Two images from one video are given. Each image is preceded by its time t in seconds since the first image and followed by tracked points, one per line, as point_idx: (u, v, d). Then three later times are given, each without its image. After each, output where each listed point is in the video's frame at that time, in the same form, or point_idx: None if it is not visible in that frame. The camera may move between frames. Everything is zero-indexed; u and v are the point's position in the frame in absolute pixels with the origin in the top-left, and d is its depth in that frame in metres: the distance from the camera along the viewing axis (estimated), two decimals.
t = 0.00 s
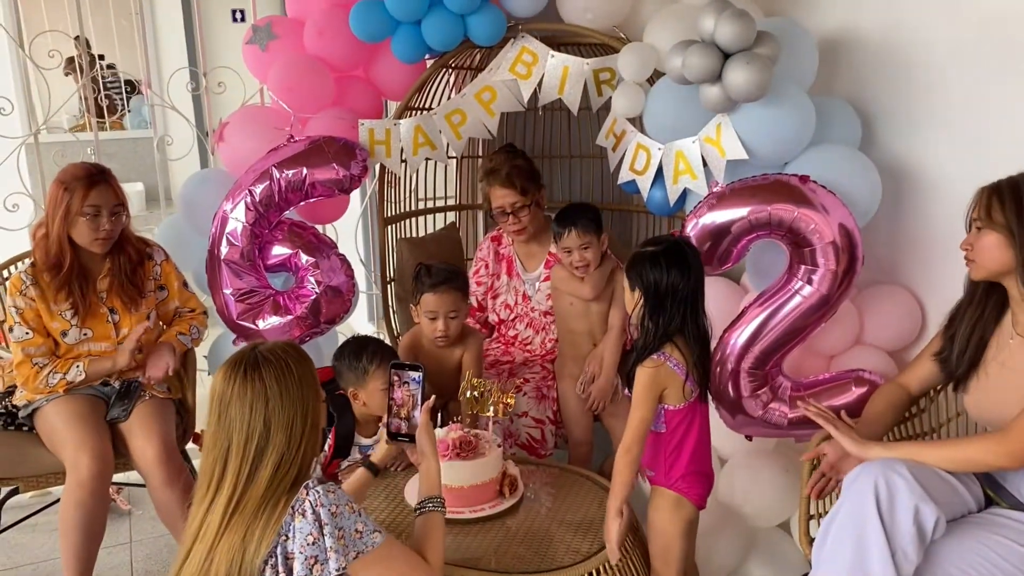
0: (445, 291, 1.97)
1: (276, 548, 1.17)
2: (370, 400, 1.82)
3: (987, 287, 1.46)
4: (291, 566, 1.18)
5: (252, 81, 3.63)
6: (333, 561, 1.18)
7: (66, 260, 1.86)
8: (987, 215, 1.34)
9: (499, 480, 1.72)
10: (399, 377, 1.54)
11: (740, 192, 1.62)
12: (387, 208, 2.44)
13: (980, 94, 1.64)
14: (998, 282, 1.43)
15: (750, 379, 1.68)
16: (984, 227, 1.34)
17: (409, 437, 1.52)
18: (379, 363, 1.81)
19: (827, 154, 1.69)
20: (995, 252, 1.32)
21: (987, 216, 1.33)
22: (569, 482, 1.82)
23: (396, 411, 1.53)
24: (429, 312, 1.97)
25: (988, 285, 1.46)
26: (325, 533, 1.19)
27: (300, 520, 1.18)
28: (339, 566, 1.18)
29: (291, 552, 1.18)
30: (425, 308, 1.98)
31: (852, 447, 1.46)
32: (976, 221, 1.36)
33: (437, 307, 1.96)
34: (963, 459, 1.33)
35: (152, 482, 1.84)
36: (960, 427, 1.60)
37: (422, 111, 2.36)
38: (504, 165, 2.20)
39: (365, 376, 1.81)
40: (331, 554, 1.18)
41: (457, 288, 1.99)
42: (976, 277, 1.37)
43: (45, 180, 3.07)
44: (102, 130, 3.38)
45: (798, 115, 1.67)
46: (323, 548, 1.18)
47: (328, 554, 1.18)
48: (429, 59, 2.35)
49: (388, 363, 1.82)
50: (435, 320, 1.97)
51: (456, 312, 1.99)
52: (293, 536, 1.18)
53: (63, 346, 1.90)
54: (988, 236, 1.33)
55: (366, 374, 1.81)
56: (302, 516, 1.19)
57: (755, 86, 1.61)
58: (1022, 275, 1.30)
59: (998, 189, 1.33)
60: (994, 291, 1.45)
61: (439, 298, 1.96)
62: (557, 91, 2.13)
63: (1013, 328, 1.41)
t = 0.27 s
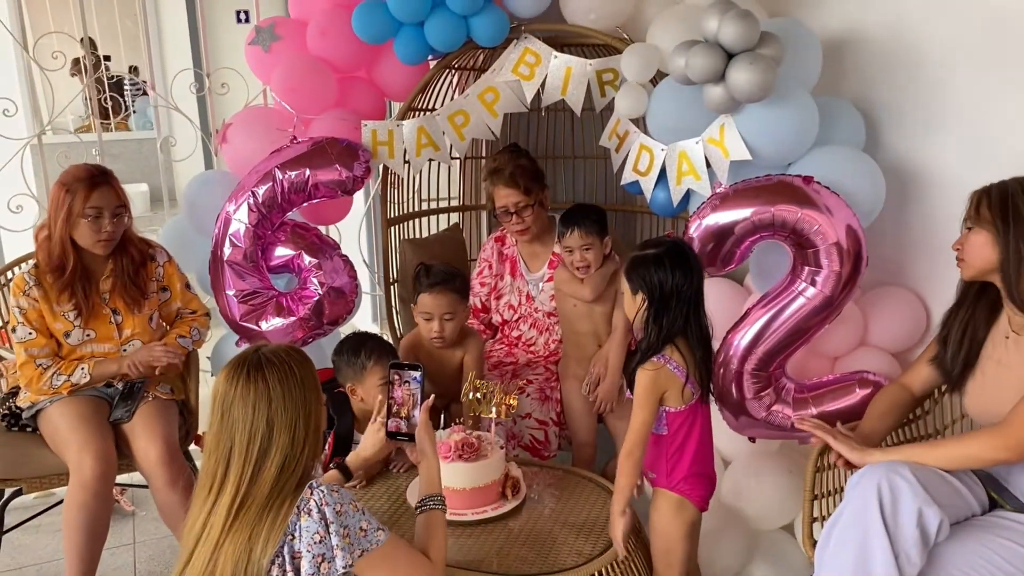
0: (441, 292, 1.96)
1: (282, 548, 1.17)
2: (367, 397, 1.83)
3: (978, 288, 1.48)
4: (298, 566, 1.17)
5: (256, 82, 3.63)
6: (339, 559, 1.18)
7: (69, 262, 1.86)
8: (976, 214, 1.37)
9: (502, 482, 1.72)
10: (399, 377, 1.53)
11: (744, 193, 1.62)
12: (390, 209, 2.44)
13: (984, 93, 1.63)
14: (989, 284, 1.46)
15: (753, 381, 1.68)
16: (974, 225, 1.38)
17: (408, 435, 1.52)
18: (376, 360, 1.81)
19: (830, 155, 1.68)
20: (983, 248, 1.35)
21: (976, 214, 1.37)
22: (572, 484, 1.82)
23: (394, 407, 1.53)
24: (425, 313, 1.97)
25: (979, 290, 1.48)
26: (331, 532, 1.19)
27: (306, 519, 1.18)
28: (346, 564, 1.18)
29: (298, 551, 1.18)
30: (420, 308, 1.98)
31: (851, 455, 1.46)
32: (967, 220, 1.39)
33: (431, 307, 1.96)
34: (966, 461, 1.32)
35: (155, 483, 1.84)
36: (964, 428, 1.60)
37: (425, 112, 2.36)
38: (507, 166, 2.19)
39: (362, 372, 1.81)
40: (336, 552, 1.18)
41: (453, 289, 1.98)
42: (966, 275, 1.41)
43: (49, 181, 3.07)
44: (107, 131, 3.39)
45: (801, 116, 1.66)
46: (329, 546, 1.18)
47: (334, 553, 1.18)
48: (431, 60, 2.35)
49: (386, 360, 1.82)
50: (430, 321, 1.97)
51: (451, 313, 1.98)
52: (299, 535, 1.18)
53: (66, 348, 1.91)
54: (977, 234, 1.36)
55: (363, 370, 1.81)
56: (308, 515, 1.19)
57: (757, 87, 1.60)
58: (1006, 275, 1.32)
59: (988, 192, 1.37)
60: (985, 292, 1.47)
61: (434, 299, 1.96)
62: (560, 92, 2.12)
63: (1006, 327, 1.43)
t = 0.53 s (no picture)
0: (447, 294, 1.97)
1: (297, 531, 1.19)
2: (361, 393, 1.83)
3: (973, 288, 1.48)
4: (314, 549, 1.19)
5: (260, 82, 3.64)
6: (354, 540, 1.21)
7: (73, 263, 1.87)
8: (972, 214, 1.38)
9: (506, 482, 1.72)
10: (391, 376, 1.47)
11: (747, 193, 1.62)
12: (394, 210, 2.44)
13: (987, 92, 1.63)
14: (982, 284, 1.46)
15: (757, 381, 1.68)
16: (971, 225, 1.38)
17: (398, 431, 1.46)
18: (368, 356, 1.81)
19: (833, 155, 1.68)
20: (979, 248, 1.36)
21: (972, 214, 1.38)
22: (576, 484, 1.82)
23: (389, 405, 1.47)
24: (432, 315, 1.97)
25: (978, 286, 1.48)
26: (346, 514, 1.21)
27: (322, 500, 1.20)
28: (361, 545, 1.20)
29: (315, 531, 1.20)
30: (427, 311, 1.98)
31: (850, 454, 1.46)
32: (963, 220, 1.40)
33: (438, 309, 1.96)
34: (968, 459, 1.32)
35: (159, 482, 1.85)
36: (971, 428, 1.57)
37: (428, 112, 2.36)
38: (511, 165, 2.19)
39: (354, 367, 1.82)
40: (351, 534, 1.21)
41: (459, 291, 1.98)
42: (964, 276, 1.41)
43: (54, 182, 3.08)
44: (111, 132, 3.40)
45: (805, 116, 1.66)
46: (344, 528, 1.21)
47: (348, 534, 1.21)
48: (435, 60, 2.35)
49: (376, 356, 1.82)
50: (437, 324, 1.98)
51: (458, 316, 1.99)
52: (314, 518, 1.20)
53: (71, 348, 1.91)
54: (974, 233, 1.37)
55: (355, 365, 1.81)
56: (324, 496, 1.21)
57: (760, 87, 1.60)
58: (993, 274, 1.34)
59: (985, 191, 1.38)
60: (979, 294, 1.47)
61: (441, 301, 1.96)
62: (563, 92, 2.13)
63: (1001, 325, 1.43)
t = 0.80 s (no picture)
0: (451, 294, 1.97)
1: (310, 443, 1.18)
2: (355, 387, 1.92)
3: (976, 287, 1.48)
4: (322, 463, 1.19)
5: (263, 82, 3.64)
6: (363, 458, 1.21)
7: (78, 262, 1.87)
8: (975, 213, 1.38)
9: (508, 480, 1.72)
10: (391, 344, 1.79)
11: (750, 191, 1.61)
12: (396, 209, 2.44)
13: (991, 90, 1.63)
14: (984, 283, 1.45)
15: (760, 379, 1.68)
16: (973, 224, 1.38)
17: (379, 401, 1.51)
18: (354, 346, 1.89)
19: (836, 153, 1.67)
20: (984, 248, 1.35)
21: (975, 213, 1.37)
22: (579, 483, 1.81)
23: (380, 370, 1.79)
24: (436, 314, 1.98)
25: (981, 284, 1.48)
26: (355, 435, 1.21)
27: (333, 417, 1.21)
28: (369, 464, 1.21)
29: (325, 447, 1.19)
30: (431, 310, 1.99)
31: (854, 452, 1.45)
32: (966, 220, 1.40)
33: (442, 308, 1.97)
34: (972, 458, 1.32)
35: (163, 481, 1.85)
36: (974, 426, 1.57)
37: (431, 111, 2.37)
38: (513, 164, 2.19)
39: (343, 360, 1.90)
40: (360, 453, 1.21)
41: (463, 290, 1.98)
42: (968, 275, 1.40)
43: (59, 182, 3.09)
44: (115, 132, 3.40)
45: (808, 114, 1.65)
46: (353, 446, 1.21)
47: (357, 453, 1.21)
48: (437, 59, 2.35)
49: (366, 350, 1.89)
50: (442, 323, 1.99)
51: (462, 315, 1.99)
52: (324, 433, 1.20)
53: (75, 348, 1.92)
54: (977, 232, 1.36)
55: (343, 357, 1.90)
56: (335, 413, 1.21)
57: (763, 85, 1.60)
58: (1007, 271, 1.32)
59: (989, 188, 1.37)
60: (982, 293, 1.47)
61: (445, 300, 1.96)
62: (566, 91, 2.12)
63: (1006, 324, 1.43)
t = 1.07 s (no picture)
0: (457, 295, 1.96)
1: (290, 368, 1.20)
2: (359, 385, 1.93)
3: (980, 286, 1.47)
4: (304, 386, 1.21)
5: (266, 82, 3.65)
6: (345, 384, 1.23)
7: (80, 263, 1.88)
8: (980, 211, 1.37)
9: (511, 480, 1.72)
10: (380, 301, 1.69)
11: (753, 190, 1.61)
12: (398, 209, 2.44)
13: (995, 88, 1.62)
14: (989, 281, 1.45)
15: (763, 378, 1.67)
16: (979, 223, 1.37)
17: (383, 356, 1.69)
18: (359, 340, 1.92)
19: (840, 152, 1.67)
20: (990, 247, 1.35)
21: (980, 211, 1.37)
22: (582, 483, 1.81)
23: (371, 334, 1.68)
24: (444, 316, 1.98)
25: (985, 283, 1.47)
26: (338, 362, 1.24)
27: (315, 342, 1.23)
28: (352, 390, 1.23)
29: (307, 371, 1.22)
30: (437, 312, 1.98)
31: (856, 451, 1.45)
32: (972, 218, 1.39)
33: (448, 309, 1.97)
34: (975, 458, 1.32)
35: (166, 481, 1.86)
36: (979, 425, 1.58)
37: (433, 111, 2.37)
38: (516, 164, 2.19)
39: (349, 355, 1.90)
40: (342, 379, 1.23)
41: (468, 291, 1.97)
42: (974, 274, 1.40)
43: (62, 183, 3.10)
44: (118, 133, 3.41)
45: (810, 113, 1.65)
46: (335, 372, 1.23)
47: (339, 378, 1.23)
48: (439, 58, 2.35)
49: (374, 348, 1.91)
50: (448, 324, 1.98)
51: (468, 317, 2.00)
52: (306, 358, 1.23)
53: (78, 348, 1.92)
54: (983, 232, 1.36)
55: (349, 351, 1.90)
56: (316, 338, 1.24)
57: (765, 84, 1.60)
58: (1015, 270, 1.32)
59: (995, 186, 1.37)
60: (986, 291, 1.46)
61: (451, 301, 1.96)
62: (568, 90, 2.12)
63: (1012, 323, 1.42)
